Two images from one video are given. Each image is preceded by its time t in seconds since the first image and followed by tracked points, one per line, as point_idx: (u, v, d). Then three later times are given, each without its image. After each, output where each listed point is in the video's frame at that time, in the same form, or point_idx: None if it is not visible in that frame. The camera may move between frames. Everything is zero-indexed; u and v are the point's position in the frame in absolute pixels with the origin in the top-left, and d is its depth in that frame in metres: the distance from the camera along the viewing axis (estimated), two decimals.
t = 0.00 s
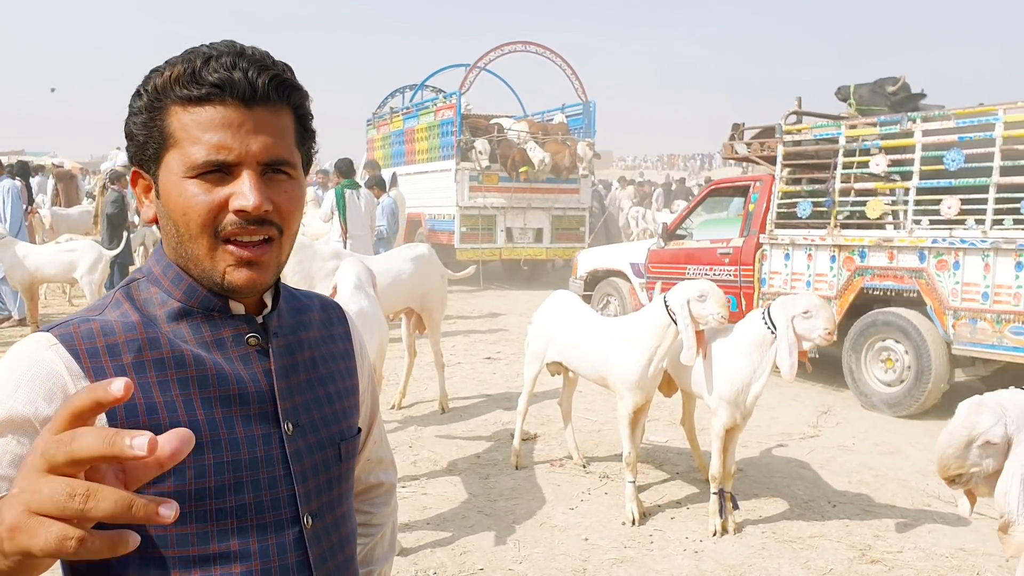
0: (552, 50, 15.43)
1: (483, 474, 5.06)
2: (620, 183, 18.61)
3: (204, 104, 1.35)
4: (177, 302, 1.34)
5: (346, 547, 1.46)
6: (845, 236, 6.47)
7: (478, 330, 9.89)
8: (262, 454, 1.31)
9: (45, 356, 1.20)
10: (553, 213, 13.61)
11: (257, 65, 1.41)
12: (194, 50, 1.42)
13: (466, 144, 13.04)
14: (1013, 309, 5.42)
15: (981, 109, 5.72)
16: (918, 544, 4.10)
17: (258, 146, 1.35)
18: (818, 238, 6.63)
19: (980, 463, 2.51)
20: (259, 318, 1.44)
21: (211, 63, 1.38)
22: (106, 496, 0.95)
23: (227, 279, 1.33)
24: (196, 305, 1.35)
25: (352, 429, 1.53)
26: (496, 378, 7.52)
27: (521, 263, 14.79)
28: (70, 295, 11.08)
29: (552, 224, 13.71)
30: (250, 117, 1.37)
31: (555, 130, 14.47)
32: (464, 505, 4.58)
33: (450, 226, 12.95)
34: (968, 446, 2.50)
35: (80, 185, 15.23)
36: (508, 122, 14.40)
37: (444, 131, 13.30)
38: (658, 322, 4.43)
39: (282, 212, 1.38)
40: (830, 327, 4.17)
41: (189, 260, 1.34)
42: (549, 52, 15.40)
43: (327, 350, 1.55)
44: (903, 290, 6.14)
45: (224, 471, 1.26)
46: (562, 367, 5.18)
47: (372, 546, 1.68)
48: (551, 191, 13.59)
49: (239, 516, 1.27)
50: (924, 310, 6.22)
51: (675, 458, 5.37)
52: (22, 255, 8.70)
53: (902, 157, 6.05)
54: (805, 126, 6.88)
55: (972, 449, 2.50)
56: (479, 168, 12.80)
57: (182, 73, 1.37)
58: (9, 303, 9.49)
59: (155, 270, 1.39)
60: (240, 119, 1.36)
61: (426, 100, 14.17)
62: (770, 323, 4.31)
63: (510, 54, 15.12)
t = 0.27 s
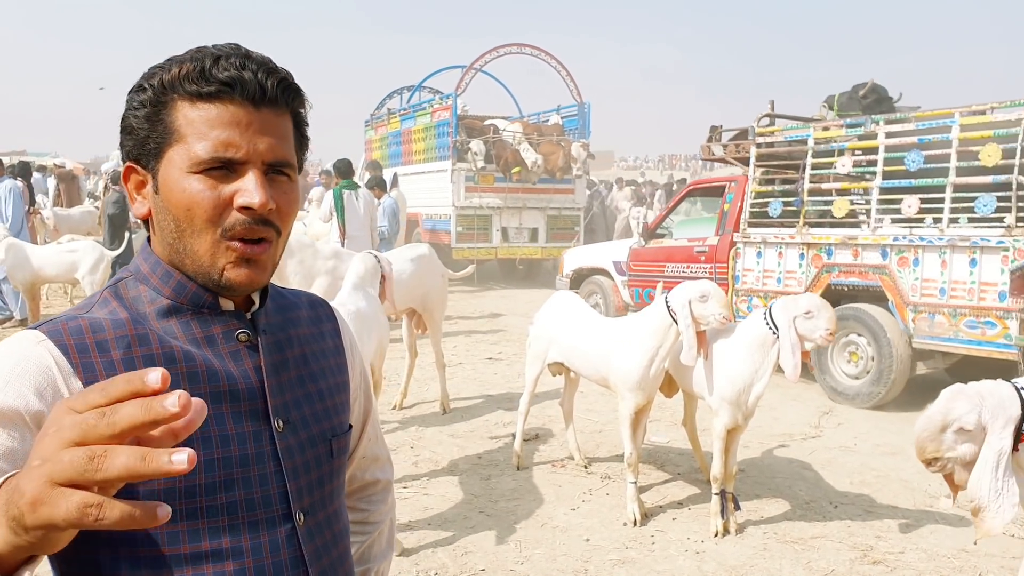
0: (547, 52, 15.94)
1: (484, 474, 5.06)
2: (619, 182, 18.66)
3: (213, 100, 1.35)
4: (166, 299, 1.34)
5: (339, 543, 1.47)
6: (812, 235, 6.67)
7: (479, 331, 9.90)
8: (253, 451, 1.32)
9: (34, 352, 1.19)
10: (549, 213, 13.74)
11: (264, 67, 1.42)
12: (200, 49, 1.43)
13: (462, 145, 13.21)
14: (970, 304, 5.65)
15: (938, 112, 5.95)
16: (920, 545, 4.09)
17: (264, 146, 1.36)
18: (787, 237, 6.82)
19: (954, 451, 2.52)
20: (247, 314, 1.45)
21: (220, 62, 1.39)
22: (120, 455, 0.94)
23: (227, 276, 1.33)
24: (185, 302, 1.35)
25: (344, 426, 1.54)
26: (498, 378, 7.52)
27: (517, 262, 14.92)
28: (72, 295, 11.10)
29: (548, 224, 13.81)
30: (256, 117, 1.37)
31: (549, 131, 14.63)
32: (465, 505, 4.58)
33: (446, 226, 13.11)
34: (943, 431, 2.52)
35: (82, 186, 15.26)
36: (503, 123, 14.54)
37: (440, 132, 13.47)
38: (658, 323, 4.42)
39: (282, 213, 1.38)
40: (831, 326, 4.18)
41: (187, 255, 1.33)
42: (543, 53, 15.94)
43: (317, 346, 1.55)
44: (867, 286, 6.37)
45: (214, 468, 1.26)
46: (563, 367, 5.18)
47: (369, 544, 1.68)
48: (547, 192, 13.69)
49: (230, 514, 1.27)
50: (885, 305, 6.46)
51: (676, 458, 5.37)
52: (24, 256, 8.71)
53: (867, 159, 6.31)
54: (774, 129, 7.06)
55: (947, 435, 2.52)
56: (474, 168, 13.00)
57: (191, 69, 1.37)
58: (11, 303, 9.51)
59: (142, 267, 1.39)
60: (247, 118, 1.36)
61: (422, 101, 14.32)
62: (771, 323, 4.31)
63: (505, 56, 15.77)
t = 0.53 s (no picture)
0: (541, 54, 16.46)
1: (485, 474, 5.06)
2: (617, 182, 18.71)
3: (223, 100, 1.34)
4: (168, 302, 1.35)
5: (341, 540, 1.50)
6: (785, 232, 6.92)
7: (479, 331, 9.91)
8: (261, 451, 1.33)
9: (42, 362, 1.18)
10: (543, 212, 13.88)
11: (264, 67, 1.43)
12: (196, 49, 1.41)
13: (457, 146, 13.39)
14: (933, 296, 5.88)
15: (903, 112, 6.15)
16: (921, 545, 4.09)
17: (275, 144, 1.37)
18: (761, 234, 7.09)
19: (933, 406, 3.00)
20: (248, 316, 1.46)
21: (224, 62, 1.38)
22: (152, 465, 0.95)
23: (242, 274, 1.34)
24: (188, 305, 1.36)
25: (340, 425, 1.56)
26: (498, 379, 7.52)
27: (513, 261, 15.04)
28: (73, 295, 11.11)
29: (542, 223, 13.96)
30: (264, 116, 1.38)
31: (543, 132, 14.80)
32: (466, 505, 4.58)
33: (441, 226, 13.24)
34: (922, 385, 3.02)
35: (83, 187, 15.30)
36: (498, 124, 14.68)
37: (435, 134, 13.64)
38: (660, 323, 4.42)
39: (292, 210, 1.40)
40: (832, 327, 4.16)
41: (201, 256, 1.33)
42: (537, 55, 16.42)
43: (311, 347, 1.58)
44: (836, 280, 6.61)
45: (225, 469, 1.27)
46: (564, 368, 5.18)
47: (356, 541, 1.69)
48: (543, 192, 13.84)
49: (242, 514, 1.28)
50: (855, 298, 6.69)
51: (677, 459, 5.37)
52: (26, 256, 8.72)
53: (836, 157, 6.54)
54: (749, 130, 7.34)
55: (925, 389, 3.01)
56: (470, 168, 13.07)
57: (197, 69, 1.35)
58: (13, 303, 9.52)
59: (142, 271, 1.38)
60: (257, 118, 1.37)
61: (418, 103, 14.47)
62: (772, 323, 4.31)
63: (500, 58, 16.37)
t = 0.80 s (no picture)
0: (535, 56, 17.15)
1: (486, 474, 5.06)
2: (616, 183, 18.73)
3: (239, 102, 1.34)
4: (170, 303, 1.36)
5: (340, 538, 1.52)
6: (762, 229, 7.00)
7: (480, 331, 9.91)
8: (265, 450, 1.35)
9: (48, 369, 1.18)
10: (538, 212, 14.15)
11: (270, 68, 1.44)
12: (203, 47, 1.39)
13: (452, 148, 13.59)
14: (901, 291, 5.97)
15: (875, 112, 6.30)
16: (922, 545, 4.09)
17: (286, 147, 1.39)
18: (740, 230, 7.17)
19: (929, 367, 3.23)
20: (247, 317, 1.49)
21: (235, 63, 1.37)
22: (254, 421, 0.99)
23: (256, 275, 1.35)
24: (190, 306, 1.37)
25: (334, 422, 1.61)
26: (499, 379, 7.53)
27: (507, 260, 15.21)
28: (74, 295, 11.13)
29: (536, 223, 14.24)
30: (276, 119, 1.39)
31: (538, 132, 14.96)
32: (467, 506, 4.57)
33: (437, 226, 13.41)
34: (921, 346, 3.25)
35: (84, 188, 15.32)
36: (492, 125, 14.86)
37: (431, 135, 13.83)
38: (662, 322, 4.41)
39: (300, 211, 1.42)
40: (833, 326, 4.14)
41: (216, 258, 1.33)
42: (530, 56, 17.13)
43: (304, 346, 1.62)
44: (811, 276, 6.69)
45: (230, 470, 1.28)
46: (565, 368, 5.17)
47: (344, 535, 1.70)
48: (537, 192, 14.07)
49: (250, 514, 1.29)
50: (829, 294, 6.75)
51: (678, 459, 5.36)
52: (27, 256, 8.72)
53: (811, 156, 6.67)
54: (728, 129, 7.46)
55: (923, 350, 3.24)
56: (465, 169, 13.33)
57: (215, 70, 1.33)
58: (13, 303, 9.53)
59: (141, 271, 1.39)
60: (270, 120, 1.37)
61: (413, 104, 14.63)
62: (773, 323, 4.30)
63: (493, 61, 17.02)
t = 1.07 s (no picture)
0: (526, 56, 16.31)
1: (488, 475, 5.06)
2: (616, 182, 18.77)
3: (241, 99, 1.34)
4: (173, 305, 1.37)
5: (344, 537, 1.52)
6: (744, 226, 7.16)
7: (482, 331, 9.91)
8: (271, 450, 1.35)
9: (55, 371, 1.18)
10: (532, 212, 14.33)
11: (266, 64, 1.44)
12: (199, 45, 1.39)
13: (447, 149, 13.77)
14: (877, 286, 6.14)
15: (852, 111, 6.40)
16: (923, 546, 4.09)
17: (286, 143, 1.40)
18: (723, 229, 7.34)
19: (931, 357, 3.25)
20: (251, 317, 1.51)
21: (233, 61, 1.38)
22: (281, 393, 0.98)
23: (265, 269, 1.36)
24: (193, 308, 1.38)
25: (337, 422, 1.61)
26: (500, 379, 7.52)
27: (502, 260, 15.37)
28: (75, 295, 11.15)
29: (531, 223, 14.43)
30: (275, 115, 1.40)
31: (531, 133, 15.11)
32: (468, 506, 4.57)
33: (432, 226, 13.54)
34: (925, 336, 3.27)
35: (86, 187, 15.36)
36: (486, 126, 15.01)
37: (426, 136, 14.01)
38: (663, 323, 4.41)
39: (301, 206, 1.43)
40: (835, 326, 4.15)
41: (222, 255, 1.33)
42: (524, 59, 16.30)
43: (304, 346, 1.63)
44: (791, 272, 6.85)
45: (237, 471, 1.28)
46: (567, 368, 5.17)
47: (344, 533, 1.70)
48: (531, 192, 14.28)
49: (257, 515, 1.29)
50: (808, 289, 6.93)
51: (679, 459, 5.36)
52: (28, 256, 8.73)
53: (791, 155, 6.79)
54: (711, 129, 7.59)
55: (927, 340, 3.26)
56: (460, 170, 13.49)
57: (214, 68, 1.33)
58: (15, 303, 9.55)
59: (144, 272, 1.39)
60: (271, 116, 1.38)
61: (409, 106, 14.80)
62: (775, 324, 4.30)
63: (486, 62, 16.20)
